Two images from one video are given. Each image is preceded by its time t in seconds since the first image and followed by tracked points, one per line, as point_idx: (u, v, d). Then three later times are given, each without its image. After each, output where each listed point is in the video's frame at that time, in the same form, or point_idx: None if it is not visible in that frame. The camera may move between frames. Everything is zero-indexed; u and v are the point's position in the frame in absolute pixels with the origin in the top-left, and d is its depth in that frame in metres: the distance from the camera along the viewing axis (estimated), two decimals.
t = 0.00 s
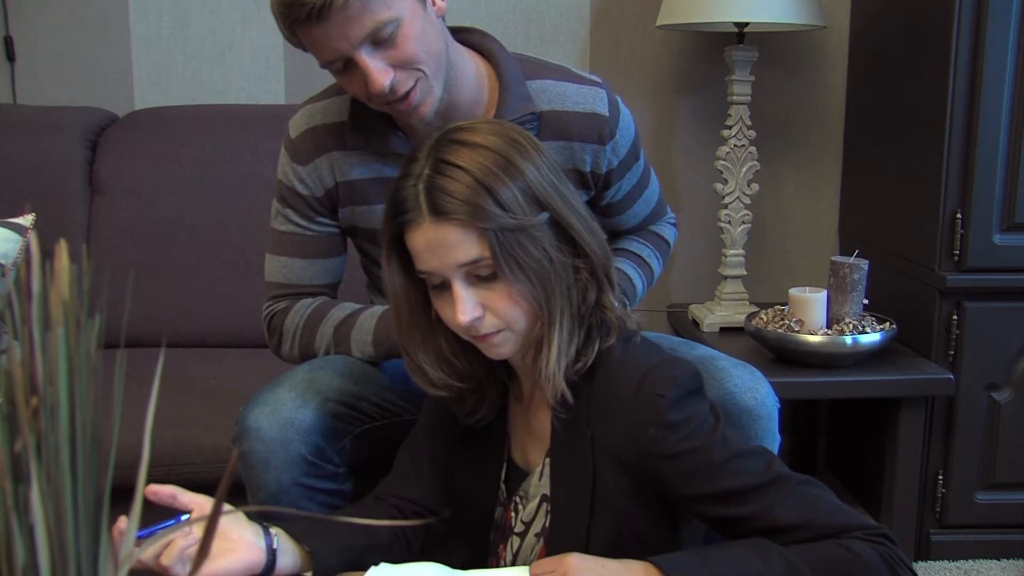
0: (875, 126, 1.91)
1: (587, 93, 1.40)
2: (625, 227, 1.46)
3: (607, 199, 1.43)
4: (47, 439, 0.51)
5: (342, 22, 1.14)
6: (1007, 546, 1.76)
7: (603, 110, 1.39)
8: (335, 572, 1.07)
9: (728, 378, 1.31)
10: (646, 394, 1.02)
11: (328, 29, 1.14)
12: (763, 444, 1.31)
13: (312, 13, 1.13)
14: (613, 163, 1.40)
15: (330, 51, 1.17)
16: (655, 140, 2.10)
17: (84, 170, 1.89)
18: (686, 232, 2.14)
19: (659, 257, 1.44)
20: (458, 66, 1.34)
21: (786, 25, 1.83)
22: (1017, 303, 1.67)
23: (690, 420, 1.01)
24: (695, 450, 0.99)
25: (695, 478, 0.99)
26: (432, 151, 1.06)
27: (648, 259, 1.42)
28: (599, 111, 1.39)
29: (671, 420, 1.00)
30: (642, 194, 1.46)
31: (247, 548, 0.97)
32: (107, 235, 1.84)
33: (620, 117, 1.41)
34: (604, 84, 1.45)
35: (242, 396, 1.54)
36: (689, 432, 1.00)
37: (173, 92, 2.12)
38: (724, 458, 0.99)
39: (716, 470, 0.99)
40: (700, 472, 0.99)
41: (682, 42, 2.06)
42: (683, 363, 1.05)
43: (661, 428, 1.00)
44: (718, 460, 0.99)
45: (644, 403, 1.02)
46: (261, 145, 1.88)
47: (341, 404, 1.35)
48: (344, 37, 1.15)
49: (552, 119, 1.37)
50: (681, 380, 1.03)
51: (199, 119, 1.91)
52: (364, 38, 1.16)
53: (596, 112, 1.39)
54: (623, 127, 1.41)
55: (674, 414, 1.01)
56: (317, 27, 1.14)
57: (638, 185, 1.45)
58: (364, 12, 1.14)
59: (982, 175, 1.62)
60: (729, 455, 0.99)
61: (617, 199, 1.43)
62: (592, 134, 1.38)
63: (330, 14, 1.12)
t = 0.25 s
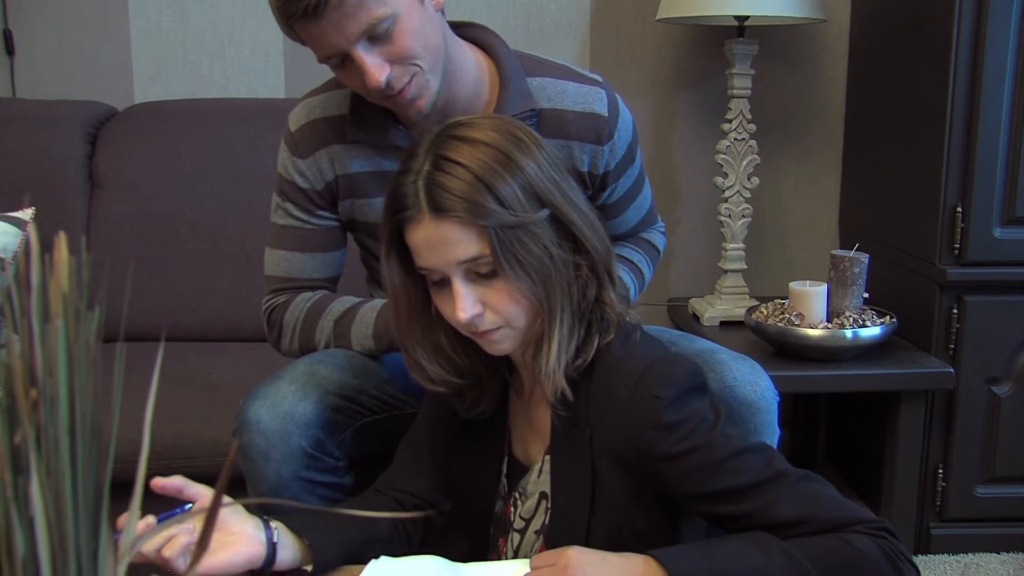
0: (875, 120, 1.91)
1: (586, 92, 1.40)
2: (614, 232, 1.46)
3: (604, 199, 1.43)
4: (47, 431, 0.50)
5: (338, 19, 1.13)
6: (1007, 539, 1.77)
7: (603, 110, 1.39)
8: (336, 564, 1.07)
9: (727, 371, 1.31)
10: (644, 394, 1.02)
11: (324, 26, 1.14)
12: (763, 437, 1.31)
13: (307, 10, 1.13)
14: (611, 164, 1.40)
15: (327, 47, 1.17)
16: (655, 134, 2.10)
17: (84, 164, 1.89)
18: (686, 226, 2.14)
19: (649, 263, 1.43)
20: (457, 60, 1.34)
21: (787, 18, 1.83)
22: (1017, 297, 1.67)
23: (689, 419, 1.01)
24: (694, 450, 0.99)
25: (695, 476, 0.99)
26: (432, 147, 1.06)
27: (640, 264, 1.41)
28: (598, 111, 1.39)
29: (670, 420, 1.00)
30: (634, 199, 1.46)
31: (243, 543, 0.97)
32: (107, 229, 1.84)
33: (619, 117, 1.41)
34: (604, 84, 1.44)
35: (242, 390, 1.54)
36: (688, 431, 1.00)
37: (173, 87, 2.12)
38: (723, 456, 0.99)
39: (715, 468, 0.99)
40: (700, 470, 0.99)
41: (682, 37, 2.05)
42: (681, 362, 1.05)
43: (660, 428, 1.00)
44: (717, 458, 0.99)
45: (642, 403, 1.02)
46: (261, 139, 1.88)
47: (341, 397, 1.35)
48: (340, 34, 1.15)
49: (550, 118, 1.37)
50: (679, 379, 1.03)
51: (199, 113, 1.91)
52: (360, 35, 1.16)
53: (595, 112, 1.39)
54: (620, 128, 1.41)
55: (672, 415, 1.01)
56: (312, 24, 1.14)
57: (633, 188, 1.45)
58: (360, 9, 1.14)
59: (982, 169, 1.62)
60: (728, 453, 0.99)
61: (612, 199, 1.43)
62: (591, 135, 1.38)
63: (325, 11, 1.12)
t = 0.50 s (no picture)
0: (875, 115, 1.91)
1: (584, 92, 1.39)
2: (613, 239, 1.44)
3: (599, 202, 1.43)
4: (46, 426, 0.50)
5: (332, 19, 1.13)
6: (1007, 535, 1.77)
7: (600, 110, 1.39)
8: (336, 558, 1.07)
9: (726, 366, 1.31)
10: (642, 396, 1.02)
11: (318, 24, 1.14)
12: (762, 432, 1.31)
13: (302, 8, 1.13)
14: (606, 166, 1.40)
15: (321, 44, 1.17)
16: (655, 129, 2.10)
17: (83, 159, 1.89)
18: (686, 222, 2.14)
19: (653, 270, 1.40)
20: (456, 57, 1.33)
21: (787, 13, 1.83)
22: (1017, 292, 1.67)
23: (687, 420, 1.01)
24: (693, 451, 0.99)
25: (695, 477, 0.99)
26: (432, 146, 1.06)
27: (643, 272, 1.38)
28: (596, 112, 1.39)
29: (668, 423, 1.00)
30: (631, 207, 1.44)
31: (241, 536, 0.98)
32: (106, 225, 1.84)
33: (617, 118, 1.41)
34: (603, 84, 1.44)
35: (241, 385, 1.54)
36: (687, 433, 1.00)
37: (172, 82, 2.11)
38: (723, 456, 0.99)
39: (715, 469, 0.99)
40: (700, 471, 0.99)
41: (681, 32, 2.05)
42: (679, 362, 1.05)
43: (658, 431, 1.00)
44: (718, 458, 0.99)
45: (640, 406, 1.01)
46: (261, 134, 1.88)
47: (341, 391, 1.35)
48: (334, 32, 1.15)
49: (549, 116, 1.37)
50: (676, 380, 1.02)
51: (198, 108, 1.91)
52: (355, 34, 1.16)
53: (591, 112, 1.39)
54: (618, 129, 1.41)
55: (670, 417, 1.00)
56: (307, 22, 1.14)
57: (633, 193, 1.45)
58: (355, 8, 1.14)
59: (983, 164, 1.62)
60: (729, 453, 0.99)
61: (609, 203, 1.43)
62: (585, 134, 1.38)
63: (320, 10, 1.12)
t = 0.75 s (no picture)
0: (875, 110, 1.91)
1: (582, 80, 1.39)
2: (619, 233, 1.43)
3: (599, 193, 1.42)
4: (45, 420, 0.50)
5: (334, 17, 1.13)
6: (1008, 530, 1.77)
7: (596, 97, 1.39)
8: (336, 553, 1.07)
9: (726, 361, 1.31)
10: (640, 397, 1.01)
11: (320, 22, 1.13)
12: (762, 427, 1.31)
13: (303, 6, 1.12)
14: (604, 153, 1.39)
15: (323, 42, 1.17)
16: (655, 125, 2.09)
17: (82, 155, 1.89)
18: (685, 218, 2.13)
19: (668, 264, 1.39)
20: (456, 53, 1.33)
21: (787, 9, 1.82)
22: (1018, 287, 1.67)
23: (686, 421, 1.00)
24: (693, 451, 0.99)
25: (694, 477, 0.99)
26: (431, 147, 1.06)
27: (660, 266, 1.38)
28: (592, 100, 1.38)
29: (666, 424, 1.00)
30: (634, 200, 1.43)
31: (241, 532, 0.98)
32: (106, 221, 1.84)
33: (614, 105, 1.41)
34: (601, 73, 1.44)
35: (241, 381, 1.54)
36: (686, 434, 1.00)
37: (172, 78, 2.11)
38: (723, 456, 0.98)
39: (715, 468, 0.98)
40: (699, 472, 0.99)
41: (682, 28, 2.05)
42: (678, 363, 1.04)
43: (656, 433, 1.00)
44: (718, 458, 0.98)
45: (638, 407, 1.01)
46: (261, 129, 1.88)
47: (341, 388, 1.35)
48: (336, 30, 1.15)
49: (545, 107, 1.37)
50: (674, 381, 1.02)
51: (197, 103, 1.91)
52: (357, 31, 1.16)
53: (588, 100, 1.38)
54: (616, 116, 1.40)
55: (668, 418, 1.00)
56: (308, 20, 1.14)
57: (635, 187, 1.44)
58: (357, 6, 1.14)
59: (983, 158, 1.62)
60: (728, 452, 0.98)
61: (607, 194, 1.42)
62: (582, 122, 1.38)
63: (321, 7, 1.12)
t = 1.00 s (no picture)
0: (875, 106, 1.91)
1: (579, 71, 1.39)
2: (618, 227, 1.42)
3: (596, 184, 1.42)
4: (45, 414, 0.50)
5: (336, 12, 1.13)
6: (1007, 525, 1.77)
7: (594, 87, 1.38)
8: (336, 548, 1.07)
9: (726, 357, 1.31)
10: (639, 396, 1.01)
11: (322, 18, 1.13)
12: (762, 422, 1.31)
13: (305, 2, 1.12)
14: (601, 143, 1.39)
15: (324, 37, 1.17)
16: (655, 120, 2.09)
17: (82, 150, 1.89)
18: (685, 213, 2.13)
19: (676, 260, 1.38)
20: (457, 48, 1.33)
21: (787, 4, 1.82)
22: (1017, 283, 1.67)
23: (685, 419, 1.00)
24: (692, 450, 0.99)
25: (694, 476, 0.99)
26: (433, 145, 1.06)
27: (667, 262, 1.37)
28: (590, 89, 1.38)
29: (665, 423, 0.99)
30: (634, 194, 1.42)
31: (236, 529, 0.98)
32: (106, 216, 1.84)
33: (613, 95, 1.40)
34: (599, 64, 1.44)
35: (241, 376, 1.54)
36: (685, 432, 0.99)
37: (171, 73, 2.11)
38: (722, 454, 0.98)
39: (715, 466, 0.98)
40: (699, 470, 0.99)
41: (682, 23, 2.04)
42: (677, 361, 1.04)
43: (655, 432, 0.99)
44: (717, 456, 0.98)
45: (637, 406, 1.01)
46: (261, 125, 1.88)
47: (341, 383, 1.35)
48: (338, 26, 1.15)
49: (544, 99, 1.37)
50: (673, 380, 1.01)
51: (197, 98, 1.91)
52: (358, 27, 1.16)
53: (586, 90, 1.38)
54: (614, 106, 1.40)
55: (666, 418, 0.99)
56: (309, 16, 1.14)
57: (636, 179, 1.43)
58: (358, 2, 1.14)
59: (983, 154, 1.62)
60: (728, 450, 0.98)
61: (605, 186, 1.42)
62: (579, 112, 1.38)
63: (323, 3, 1.11)
